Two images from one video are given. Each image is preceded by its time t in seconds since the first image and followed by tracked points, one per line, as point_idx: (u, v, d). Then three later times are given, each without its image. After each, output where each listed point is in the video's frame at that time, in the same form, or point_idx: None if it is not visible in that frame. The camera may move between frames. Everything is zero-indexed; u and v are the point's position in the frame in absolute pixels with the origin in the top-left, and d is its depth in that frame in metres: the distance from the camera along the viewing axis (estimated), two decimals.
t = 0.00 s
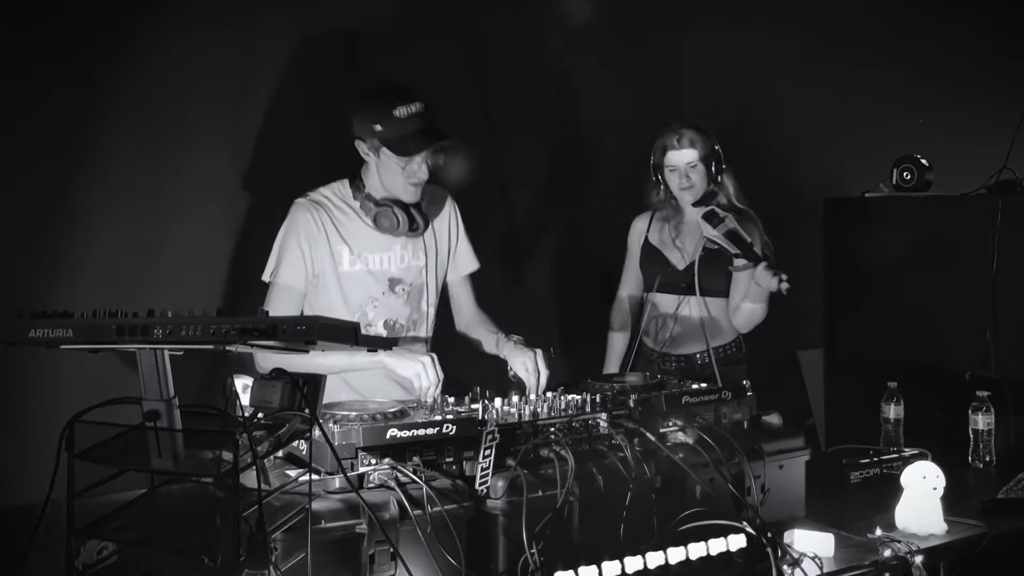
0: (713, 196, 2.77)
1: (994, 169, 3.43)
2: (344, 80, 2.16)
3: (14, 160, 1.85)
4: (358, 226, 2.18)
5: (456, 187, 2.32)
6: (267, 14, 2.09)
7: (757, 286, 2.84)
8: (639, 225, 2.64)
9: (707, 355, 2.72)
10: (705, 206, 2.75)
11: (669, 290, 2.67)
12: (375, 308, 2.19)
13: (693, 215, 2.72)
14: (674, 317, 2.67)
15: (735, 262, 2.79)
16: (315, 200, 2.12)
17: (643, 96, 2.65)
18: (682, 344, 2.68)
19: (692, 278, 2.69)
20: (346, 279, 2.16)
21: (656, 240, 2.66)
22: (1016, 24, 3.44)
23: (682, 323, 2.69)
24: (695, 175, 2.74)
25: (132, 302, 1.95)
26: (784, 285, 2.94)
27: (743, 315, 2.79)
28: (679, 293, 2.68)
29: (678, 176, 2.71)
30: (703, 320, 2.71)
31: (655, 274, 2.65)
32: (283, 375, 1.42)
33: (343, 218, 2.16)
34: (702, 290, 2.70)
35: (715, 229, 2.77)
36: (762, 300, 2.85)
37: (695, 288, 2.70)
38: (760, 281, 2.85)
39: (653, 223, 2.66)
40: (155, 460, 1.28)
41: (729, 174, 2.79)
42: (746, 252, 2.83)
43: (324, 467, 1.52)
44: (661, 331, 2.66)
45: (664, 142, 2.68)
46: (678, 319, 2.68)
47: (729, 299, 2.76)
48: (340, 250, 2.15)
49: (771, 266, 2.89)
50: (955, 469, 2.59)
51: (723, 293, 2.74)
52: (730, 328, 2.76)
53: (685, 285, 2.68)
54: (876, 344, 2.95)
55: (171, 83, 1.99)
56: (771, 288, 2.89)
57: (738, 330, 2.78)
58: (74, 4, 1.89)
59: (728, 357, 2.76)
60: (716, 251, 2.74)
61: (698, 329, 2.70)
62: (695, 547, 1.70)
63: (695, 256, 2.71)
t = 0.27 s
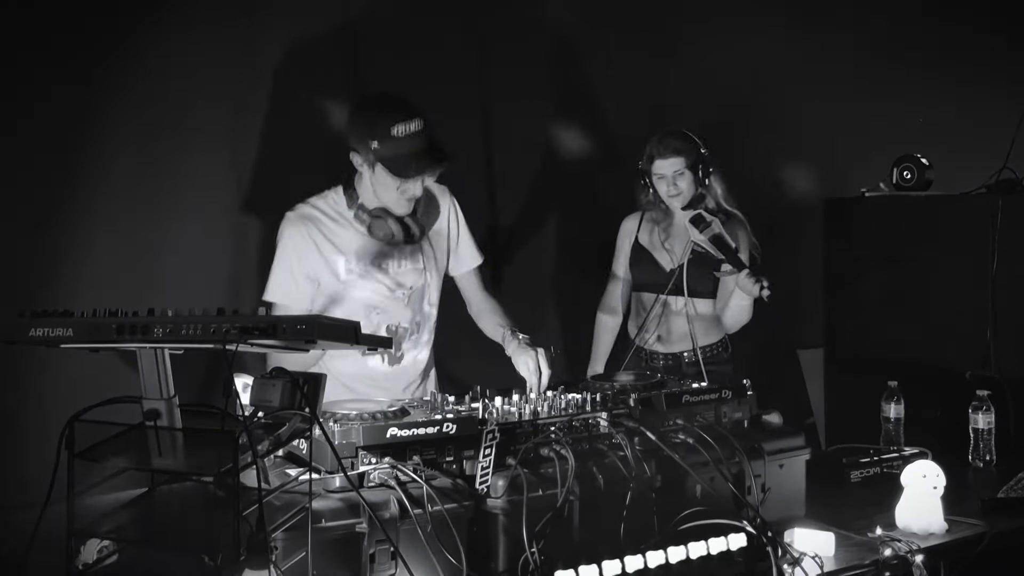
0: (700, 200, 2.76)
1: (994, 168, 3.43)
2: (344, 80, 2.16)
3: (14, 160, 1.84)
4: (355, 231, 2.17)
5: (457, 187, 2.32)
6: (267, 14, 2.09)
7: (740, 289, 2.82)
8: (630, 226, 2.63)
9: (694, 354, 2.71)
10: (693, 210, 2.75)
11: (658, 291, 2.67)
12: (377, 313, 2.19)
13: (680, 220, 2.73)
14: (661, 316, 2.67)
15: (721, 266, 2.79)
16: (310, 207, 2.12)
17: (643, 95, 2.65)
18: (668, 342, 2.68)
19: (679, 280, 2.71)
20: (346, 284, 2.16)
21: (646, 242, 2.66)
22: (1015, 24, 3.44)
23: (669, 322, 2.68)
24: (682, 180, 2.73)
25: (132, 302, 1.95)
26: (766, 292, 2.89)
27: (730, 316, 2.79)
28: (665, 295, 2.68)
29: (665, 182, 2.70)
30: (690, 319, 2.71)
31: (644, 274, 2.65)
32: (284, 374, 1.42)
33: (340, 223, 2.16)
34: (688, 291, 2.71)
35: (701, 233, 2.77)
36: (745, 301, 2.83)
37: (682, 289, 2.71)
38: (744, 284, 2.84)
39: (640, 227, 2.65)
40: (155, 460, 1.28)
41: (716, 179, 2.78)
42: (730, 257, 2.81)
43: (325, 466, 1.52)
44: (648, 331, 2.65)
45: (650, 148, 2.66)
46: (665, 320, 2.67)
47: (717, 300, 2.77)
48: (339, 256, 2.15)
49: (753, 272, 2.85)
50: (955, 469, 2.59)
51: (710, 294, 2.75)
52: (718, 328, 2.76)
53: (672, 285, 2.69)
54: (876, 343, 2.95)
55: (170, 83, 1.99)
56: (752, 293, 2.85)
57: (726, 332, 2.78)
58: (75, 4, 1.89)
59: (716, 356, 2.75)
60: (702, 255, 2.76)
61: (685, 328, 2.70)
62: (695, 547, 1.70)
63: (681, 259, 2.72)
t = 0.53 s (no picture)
0: (692, 196, 2.75)
1: (994, 168, 3.43)
2: (345, 80, 2.16)
3: (15, 160, 1.84)
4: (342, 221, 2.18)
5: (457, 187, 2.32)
6: (267, 14, 2.09)
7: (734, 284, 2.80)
8: (620, 224, 2.61)
9: (687, 352, 2.69)
10: (684, 206, 2.73)
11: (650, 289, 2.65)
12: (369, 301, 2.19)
13: (672, 215, 2.71)
14: (652, 314, 2.65)
15: (714, 262, 2.77)
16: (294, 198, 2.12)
17: (643, 95, 2.65)
18: (659, 340, 2.66)
19: (671, 278, 2.68)
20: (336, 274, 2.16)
21: (637, 239, 2.64)
22: (1015, 23, 3.44)
23: (660, 319, 2.67)
24: (675, 175, 2.71)
25: (132, 301, 1.95)
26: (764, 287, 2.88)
27: (724, 312, 2.77)
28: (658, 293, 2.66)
29: (658, 176, 2.69)
30: (681, 317, 2.69)
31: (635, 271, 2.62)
32: (283, 373, 1.43)
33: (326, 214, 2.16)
34: (681, 289, 2.69)
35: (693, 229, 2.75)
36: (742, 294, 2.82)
37: (672, 286, 2.68)
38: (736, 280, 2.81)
39: (632, 224, 2.63)
40: (155, 459, 1.27)
41: (709, 175, 2.77)
42: (725, 252, 2.80)
43: (324, 466, 1.52)
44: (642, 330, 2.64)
45: (644, 142, 2.65)
46: (658, 318, 2.66)
47: (708, 296, 2.74)
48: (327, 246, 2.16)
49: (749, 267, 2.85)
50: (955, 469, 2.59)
51: (700, 291, 2.72)
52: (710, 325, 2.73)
53: (663, 282, 2.67)
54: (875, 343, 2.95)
55: (171, 83, 1.99)
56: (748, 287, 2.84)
57: (719, 328, 2.76)
58: (75, 4, 1.89)
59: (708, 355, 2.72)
60: (695, 252, 2.73)
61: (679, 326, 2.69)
62: (695, 546, 1.71)
63: (673, 255, 2.70)
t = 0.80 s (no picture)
0: (689, 200, 2.72)
1: (994, 167, 3.43)
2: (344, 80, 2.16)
3: (15, 161, 1.85)
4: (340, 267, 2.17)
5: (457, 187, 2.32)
6: (267, 14, 2.09)
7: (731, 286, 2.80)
8: (620, 227, 2.60)
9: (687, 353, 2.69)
10: (681, 210, 2.71)
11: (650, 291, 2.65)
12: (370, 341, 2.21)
13: (670, 219, 2.69)
14: (653, 315, 2.65)
15: (711, 263, 2.76)
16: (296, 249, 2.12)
17: (643, 95, 2.65)
18: (661, 343, 2.66)
19: (671, 280, 2.68)
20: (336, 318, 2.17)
21: (636, 243, 2.63)
22: (1016, 23, 3.44)
23: (660, 321, 2.66)
24: (671, 179, 2.69)
25: (132, 302, 1.95)
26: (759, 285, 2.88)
27: (722, 314, 2.77)
28: (659, 295, 2.66)
29: (655, 181, 2.66)
30: (681, 320, 2.69)
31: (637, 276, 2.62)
32: (281, 374, 1.43)
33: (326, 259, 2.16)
34: (680, 291, 2.68)
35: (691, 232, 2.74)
36: (739, 298, 2.82)
37: (673, 288, 2.68)
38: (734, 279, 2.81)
39: (630, 228, 2.62)
40: (155, 460, 1.28)
41: (701, 174, 2.75)
42: (721, 253, 2.80)
43: (324, 466, 1.52)
44: (642, 332, 2.63)
45: (638, 149, 2.63)
46: (658, 320, 2.66)
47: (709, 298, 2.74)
48: (325, 283, 2.15)
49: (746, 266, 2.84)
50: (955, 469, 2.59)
51: (701, 292, 2.72)
52: (711, 326, 2.74)
53: (663, 285, 2.66)
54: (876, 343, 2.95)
55: (170, 83, 1.99)
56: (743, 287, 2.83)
57: (719, 329, 2.76)
58: (75, 5, 1.90)
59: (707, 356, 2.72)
60: (693, 254, 2.72)
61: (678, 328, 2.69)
62: (695, 547, 1.71)
63: (672, 258, 2.69)
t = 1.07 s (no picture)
0: (692, 198, 2.74)
1: (994, 167, 3.43)
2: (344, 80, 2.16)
3: (14, 161, 1.84)
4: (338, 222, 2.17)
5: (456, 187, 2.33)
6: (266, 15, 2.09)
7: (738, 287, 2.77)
8: (623, 226, 2.60)
9: (691, 356, 2.68)
10: (684, 208, 2.72)
11: (652, 290, 2.64)
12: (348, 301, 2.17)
13: (672, 218, 2.68)
14: (655, 318, 2.64)
15: (716, 263, 2.74)
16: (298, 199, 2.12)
17: (643, 95, 2.65)
18: (665, 346, 2.65)
19: (674, 279, 2.66)
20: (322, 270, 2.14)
21: (639, 242, 2.63)
22: (1015, 23, 3.43)
23: (664, 324, 2.65)
24: (674, 178, 2.70)
25: (131, 301, 1.96)
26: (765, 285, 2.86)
27: (728, 316, 2.75)
28: (661, 296, 2.65)
29: (657, 180, 2.67)
30: (684, 320, 2.67)
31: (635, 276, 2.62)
32: (282, 374, 1.42)
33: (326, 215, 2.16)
34: (684, 291, 2.66)
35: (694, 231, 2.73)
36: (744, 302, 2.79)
37: (677, 288, 2.66)
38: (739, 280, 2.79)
39: (633, 227, 2.62)
40: (155, 460, 1.28)
41: (709, 174, 2.77)
42: (726, 253, 2.78)
43: (325, 467, 1.52)
44: (645, 333, 2.63)
45: (642, 145, 2.64)
46: (661, 320, 2.64)
47: (714, 298, 2.71)
48: (316, 261, 2.14)
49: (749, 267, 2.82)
50: (955, 469, 2.59)
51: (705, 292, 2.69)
52: (716, 326, 2.71)
53: (664, 286, 2.65)
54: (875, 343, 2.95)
55: (170, 83, 1.99)
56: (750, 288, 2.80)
57: (725, 330, 2.74)
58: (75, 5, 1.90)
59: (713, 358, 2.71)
60: (695, 255, 2.70)
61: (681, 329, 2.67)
62: (695, 547, 1.71)
63: (675, 258, 2.67)
